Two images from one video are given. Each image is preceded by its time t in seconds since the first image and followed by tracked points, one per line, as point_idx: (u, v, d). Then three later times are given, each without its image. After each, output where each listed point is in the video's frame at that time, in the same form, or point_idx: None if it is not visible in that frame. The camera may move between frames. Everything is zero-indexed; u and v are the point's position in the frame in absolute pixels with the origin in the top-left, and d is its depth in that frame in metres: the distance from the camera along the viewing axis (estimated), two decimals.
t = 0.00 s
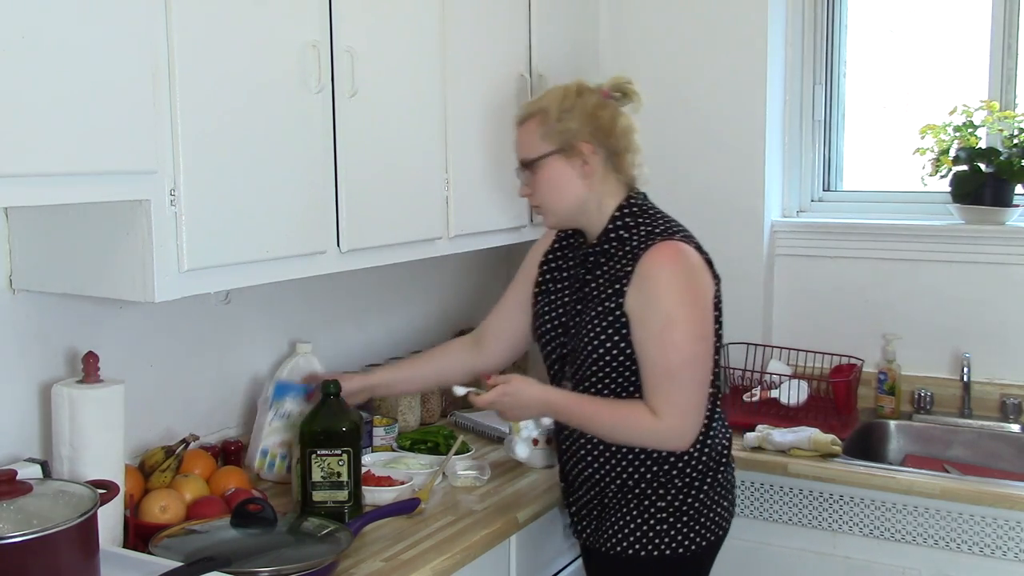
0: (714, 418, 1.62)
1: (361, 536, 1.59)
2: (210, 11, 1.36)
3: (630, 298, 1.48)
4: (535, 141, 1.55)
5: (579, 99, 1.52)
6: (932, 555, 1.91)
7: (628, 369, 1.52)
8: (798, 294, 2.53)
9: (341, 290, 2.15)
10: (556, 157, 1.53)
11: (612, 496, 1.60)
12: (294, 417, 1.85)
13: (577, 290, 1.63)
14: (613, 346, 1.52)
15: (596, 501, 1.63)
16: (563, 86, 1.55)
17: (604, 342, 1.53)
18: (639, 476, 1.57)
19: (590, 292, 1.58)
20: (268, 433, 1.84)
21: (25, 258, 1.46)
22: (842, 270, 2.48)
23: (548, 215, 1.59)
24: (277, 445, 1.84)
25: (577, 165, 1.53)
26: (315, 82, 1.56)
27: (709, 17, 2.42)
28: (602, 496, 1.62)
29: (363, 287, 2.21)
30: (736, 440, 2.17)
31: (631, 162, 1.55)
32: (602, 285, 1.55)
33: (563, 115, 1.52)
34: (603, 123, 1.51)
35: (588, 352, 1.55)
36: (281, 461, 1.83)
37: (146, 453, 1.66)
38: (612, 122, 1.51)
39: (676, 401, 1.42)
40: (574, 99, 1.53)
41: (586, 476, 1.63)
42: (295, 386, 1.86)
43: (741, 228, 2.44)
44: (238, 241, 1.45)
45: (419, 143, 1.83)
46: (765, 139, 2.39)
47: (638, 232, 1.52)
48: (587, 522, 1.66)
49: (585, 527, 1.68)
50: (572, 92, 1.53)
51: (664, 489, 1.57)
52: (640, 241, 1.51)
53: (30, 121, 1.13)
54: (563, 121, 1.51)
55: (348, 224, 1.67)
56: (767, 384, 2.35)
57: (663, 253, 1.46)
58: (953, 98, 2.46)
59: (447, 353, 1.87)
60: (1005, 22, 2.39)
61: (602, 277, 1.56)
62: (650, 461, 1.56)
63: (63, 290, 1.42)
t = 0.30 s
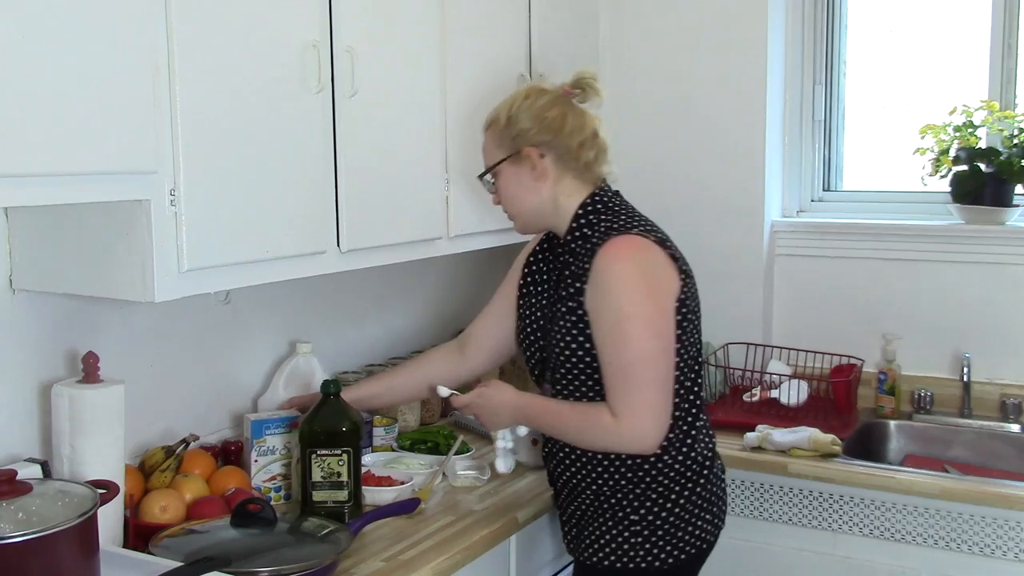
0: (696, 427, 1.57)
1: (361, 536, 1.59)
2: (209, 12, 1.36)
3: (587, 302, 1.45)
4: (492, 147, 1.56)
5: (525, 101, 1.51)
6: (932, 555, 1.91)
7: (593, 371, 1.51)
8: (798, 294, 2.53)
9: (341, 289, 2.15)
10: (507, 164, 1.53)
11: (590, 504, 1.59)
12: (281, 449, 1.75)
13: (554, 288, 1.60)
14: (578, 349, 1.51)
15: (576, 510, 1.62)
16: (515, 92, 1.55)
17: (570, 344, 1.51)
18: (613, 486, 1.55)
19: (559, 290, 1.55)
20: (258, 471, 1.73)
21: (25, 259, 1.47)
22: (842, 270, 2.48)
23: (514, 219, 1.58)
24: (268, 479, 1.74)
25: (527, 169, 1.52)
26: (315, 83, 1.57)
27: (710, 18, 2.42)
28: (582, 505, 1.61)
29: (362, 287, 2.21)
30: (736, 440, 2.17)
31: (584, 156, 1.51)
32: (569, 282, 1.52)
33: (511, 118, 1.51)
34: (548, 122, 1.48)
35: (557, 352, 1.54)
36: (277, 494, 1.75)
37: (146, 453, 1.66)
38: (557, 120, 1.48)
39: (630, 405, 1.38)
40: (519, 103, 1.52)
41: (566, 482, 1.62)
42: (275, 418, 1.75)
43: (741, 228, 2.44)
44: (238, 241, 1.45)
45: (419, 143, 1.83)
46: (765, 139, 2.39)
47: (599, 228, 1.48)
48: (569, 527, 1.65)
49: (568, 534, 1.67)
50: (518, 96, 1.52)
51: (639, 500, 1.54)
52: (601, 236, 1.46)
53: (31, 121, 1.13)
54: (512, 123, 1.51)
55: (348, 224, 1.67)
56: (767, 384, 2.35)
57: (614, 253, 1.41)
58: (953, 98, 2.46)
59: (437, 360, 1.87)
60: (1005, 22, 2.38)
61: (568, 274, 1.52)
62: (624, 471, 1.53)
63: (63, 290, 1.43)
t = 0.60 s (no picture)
0: (675, 431, 1.54)
1: (361, 536, 1.59)
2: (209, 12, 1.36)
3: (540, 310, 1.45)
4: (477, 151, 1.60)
5: (496, 112, 1.51)
6: (932, 555, 1.91)
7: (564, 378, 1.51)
8: (798, 294, 2.53)
9: (341, 289, 2.15)
10: (485, 173, 1.56)
11: (571, 502, 1.61)
12: (281, 449, 1.75)
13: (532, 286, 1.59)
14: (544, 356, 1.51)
15: (563, 505, 1.65)
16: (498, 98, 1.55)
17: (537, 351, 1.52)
18: (584, 487, 1.56)
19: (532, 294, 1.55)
20: (258, 472, 1.73)
21: (25, 258, 1.47)
22: (842, 270, 2.48)
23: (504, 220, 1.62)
24: (268, 479, 1.74)
25: (500, 178, 1.54)
26: (316, 83, 1.57)
27: (709, 18, 2.42)
28: (565, 502, 1.63)
29: (362, 287, 2.21)
30: (736, 440, 2.17)
31: (550, 164, 1.48)
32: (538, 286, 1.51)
33: (485, 127, 1.53)
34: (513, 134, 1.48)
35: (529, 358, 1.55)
36: (277, 494, 1.75)
37: (146, 453, 1.67)
38: (519, 131, 1.47)
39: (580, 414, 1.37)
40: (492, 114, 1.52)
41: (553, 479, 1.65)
42: (274, 417, 1.75)
43: (741, 228, 2.44)
44: (238, 241, 1.45)
45: (419, 143, 1.83)
46: (765, 139, 2.39)
47: (561, 233, 1.46)
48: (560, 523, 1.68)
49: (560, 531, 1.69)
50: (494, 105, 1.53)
51: (610, 502, 1.55)
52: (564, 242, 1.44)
53: (31, 121, 1.13)
54: (485, 133, 1.53)
55: (347, 224, 1.67)
56: (767, 384, 2.35)
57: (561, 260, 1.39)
58: (953, 98, 2.46)
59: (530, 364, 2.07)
60: (1005, 22, 2.38)
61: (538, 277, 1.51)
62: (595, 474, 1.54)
63: (63, 291, 1.43)
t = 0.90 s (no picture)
0: (673, 418, 1.54)
1: (361, 537, 1.59)
2: (210, 12, 1.36)
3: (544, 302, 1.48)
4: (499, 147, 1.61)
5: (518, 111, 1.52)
6: (932, 555, 1.91)
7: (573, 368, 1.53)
8: (798, 294, 2.53)
9: (341, 289, 2.15)
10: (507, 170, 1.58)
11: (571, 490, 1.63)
12: (282, 449, 1.75)
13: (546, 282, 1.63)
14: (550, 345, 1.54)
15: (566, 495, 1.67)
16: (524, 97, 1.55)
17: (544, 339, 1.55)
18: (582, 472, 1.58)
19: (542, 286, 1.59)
20: (258, 471, 1.73)
21: (25, 258, 1.47)
22: (842, 270, 2.48)
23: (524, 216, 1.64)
24: (268, 479, 1.74)
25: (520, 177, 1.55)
26: (316, 83, 1.57)
27: (710, 18, 2.42)
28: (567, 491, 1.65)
29: (362, 287, 2.21)
30: (736, 440, 2.17)
31: (568, 165, 1.49)
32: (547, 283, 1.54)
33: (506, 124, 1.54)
34: (532, 134, 1.49)
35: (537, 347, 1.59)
36: (277, 494, 1.75)
37: (146, 453, 1.67)
38: (537, 132, 1.48)
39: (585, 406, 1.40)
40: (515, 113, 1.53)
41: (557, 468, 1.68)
42: (274, 417, 1.75)
43: (741, 228, 2.44)
44: (238, 241, 1.44)
45: (419, 143, 1.83)
46: (765, 139, 2.39)
47: (569, 229, 1.49)
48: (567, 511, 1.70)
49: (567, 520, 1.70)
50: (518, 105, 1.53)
51: (607, 488, 1.56)
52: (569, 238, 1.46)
53: (31, 122, 1.13)
54: (506, 131, 1.54)
55: (348, 224, 1.67)
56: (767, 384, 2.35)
57: (565, 253, 1.43)
58: (953, 98, 2.46)
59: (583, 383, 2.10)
60: (1005, 22, 2.38)
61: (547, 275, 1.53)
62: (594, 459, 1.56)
63: (63, 290, 1.43)
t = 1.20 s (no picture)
0: (704, 405, 1.63)
1: (361, 537, 1.59)
2: (210, 12, 1.36)
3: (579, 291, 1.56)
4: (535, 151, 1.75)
5: (557, 116, 1.67)
6: (932, 555, 1.91)
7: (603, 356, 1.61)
8: (798, 294, 2.53)
9: (341, 289, 2.15)
10: (541, 171, 1.72)
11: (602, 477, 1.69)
12: (282, 449, 1.75)
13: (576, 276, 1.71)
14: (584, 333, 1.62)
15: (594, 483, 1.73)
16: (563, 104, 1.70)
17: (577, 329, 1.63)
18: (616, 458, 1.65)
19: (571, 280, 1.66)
20: (258, 472, 1.73)
21: (25, 258, 1.47)
22: (842, 270, 2.48)
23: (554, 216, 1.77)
24: (268, 479, 1.74)
25: (553, 176, 1.69)
26: (316, 83, 1.57)
27: (710, 18, 2.42)
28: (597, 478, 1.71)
29: (363, 287, 2.21)
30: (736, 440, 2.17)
31: (599, 168, 1.62)
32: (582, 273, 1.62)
33: (544, 127, 1.68)
34: (568, 134, 1.63)
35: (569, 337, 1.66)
36: (277, 494, 1.75)
37: (146, 453, 1.67)
38: (575, 134, 1.62)
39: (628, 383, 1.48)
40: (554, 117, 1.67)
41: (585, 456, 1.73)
42: (274, 417, 1.75)
43: (741, 228, 2.44)
44: (238, 241, 1.44)
45: (419, 143, 1.83)
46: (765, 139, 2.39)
47: (602, 223, 1.58)
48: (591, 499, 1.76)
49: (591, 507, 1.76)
50: (557, 110, 1.68)
51: (640, 473, 1.63)
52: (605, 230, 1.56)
53: (30, 121, 1.13)
54: (545, 132, 1.68)
55: (347, 224, 1.67)
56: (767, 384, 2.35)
57: (603, 242, 1.52)
58: (953, 98, 2.46)
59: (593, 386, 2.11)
60: (1005, 22, 2.38)
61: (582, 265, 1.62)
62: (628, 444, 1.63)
63: (62, 290, 1.43)
